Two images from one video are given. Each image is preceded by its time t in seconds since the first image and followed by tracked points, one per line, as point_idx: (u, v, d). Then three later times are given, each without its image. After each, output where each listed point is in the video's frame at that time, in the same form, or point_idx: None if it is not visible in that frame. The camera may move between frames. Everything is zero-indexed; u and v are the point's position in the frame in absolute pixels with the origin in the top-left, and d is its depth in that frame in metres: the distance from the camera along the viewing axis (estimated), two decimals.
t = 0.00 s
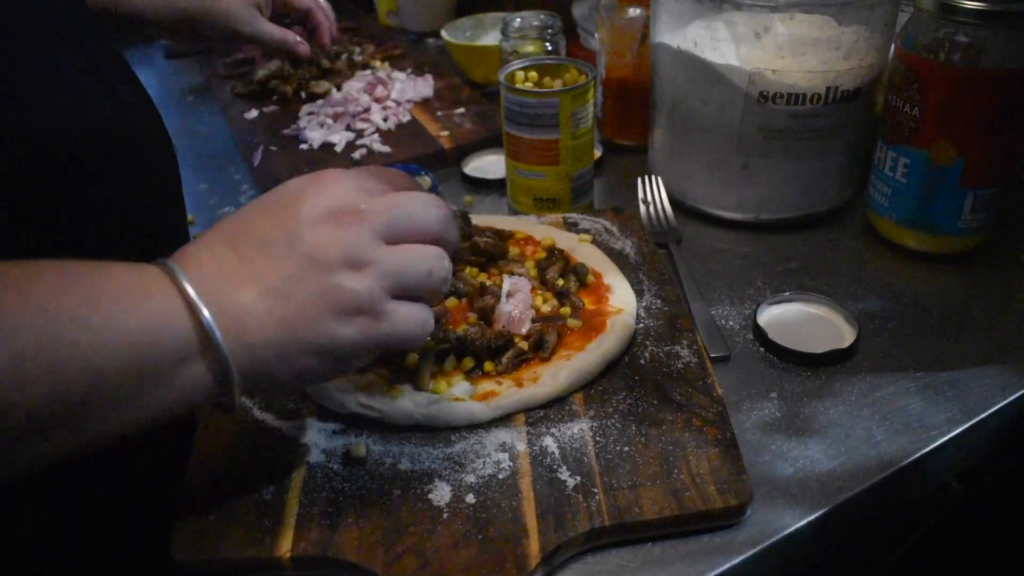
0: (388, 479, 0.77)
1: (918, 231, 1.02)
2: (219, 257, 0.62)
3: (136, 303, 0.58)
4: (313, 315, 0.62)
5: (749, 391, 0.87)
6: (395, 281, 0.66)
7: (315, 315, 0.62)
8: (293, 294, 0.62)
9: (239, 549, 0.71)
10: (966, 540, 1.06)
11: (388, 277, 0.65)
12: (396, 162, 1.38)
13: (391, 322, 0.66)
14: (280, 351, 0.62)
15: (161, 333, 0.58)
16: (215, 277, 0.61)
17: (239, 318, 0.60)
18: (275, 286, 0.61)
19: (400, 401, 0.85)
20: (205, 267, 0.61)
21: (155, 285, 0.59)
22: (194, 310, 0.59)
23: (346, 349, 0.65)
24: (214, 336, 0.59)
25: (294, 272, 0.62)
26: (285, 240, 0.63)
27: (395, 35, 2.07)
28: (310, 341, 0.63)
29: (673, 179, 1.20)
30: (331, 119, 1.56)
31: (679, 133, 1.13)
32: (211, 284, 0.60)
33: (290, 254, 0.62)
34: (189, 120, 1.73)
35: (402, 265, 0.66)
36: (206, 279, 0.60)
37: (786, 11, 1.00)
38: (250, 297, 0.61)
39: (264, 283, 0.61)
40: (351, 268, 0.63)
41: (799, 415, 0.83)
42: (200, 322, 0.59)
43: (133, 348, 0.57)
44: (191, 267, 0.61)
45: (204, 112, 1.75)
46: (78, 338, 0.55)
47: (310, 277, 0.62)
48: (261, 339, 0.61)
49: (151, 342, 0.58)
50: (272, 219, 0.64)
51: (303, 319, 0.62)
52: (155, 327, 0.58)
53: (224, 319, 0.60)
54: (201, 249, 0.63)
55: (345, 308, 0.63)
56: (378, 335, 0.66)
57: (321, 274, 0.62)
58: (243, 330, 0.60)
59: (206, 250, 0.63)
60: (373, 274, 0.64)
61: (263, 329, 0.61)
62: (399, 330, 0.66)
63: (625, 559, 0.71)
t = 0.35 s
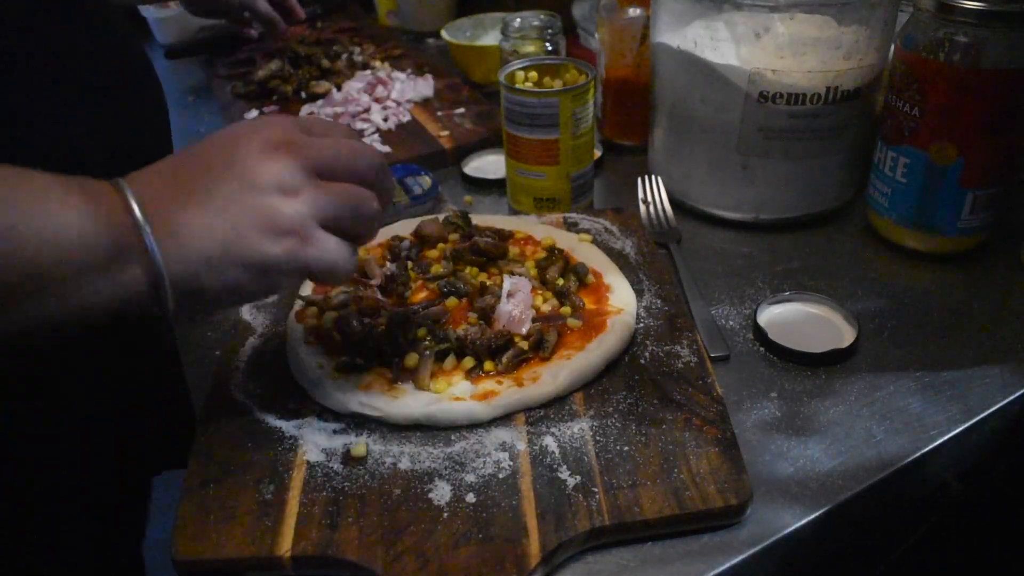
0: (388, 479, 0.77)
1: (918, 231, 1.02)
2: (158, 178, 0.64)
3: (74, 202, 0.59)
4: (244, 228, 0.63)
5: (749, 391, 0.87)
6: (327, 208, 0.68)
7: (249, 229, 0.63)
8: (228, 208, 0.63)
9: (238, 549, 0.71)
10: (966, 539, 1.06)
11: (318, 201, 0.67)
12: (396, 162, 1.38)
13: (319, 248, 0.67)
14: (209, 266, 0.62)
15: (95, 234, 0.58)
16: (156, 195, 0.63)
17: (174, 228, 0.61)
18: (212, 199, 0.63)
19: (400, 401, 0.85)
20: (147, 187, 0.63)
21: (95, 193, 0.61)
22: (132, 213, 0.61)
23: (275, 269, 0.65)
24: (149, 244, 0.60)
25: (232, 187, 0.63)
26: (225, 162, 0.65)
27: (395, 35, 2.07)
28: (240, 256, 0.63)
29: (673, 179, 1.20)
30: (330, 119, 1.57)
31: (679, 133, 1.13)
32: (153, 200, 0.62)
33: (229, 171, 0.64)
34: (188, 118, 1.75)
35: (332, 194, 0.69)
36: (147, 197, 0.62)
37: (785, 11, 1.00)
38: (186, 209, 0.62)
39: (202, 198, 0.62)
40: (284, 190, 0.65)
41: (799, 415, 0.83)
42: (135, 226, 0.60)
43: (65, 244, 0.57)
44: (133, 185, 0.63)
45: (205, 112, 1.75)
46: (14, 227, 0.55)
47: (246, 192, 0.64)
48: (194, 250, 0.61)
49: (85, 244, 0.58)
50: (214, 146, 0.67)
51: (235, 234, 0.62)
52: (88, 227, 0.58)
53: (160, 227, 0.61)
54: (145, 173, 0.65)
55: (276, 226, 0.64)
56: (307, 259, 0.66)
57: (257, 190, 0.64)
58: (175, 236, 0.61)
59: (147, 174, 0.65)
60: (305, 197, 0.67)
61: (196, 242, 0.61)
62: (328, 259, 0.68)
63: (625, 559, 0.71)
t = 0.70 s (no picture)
0: (388, 478, 0.77)
1: (917, 231, 1.02)
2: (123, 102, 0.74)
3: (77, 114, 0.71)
4: (205, 142, 0.75)
5: (749, 391, 0.87)
6: (275, 129, 0.81)
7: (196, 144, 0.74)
8: (179, 126, 0.74)
9: (238, 549, 0.71)
10: (965, 540, 1.06)
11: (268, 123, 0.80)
12: (396, 161, 1.39)
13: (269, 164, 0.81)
14: (173, 178, 0.73)
15: (82, 144, 0.69)
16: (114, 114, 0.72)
17: (132, 142, 0.71)
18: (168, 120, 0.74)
19: (401, 401, 0.85)
20: (112, 108, 0.73)
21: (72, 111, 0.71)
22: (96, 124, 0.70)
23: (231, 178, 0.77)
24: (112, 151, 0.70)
25: (191, 110, 0.75)
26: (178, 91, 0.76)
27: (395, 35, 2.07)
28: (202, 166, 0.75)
29: (673, 179, 1.20)
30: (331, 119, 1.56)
31: (679, 133, 1.14)
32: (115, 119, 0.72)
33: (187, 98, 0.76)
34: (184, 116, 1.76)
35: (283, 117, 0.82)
36: (114, 118, 0.72)
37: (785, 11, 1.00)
38: (148, 127, 0.73)
39: (165, 118, 0.74)
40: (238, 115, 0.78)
41: (799, 415, 0.83)
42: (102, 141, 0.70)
43: (67, 158, 0.69)
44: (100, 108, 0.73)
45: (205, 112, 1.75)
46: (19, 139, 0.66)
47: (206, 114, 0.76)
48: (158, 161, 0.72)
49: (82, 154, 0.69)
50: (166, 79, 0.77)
51: (193, 147, 0.74)
52: (80, 136, 0.69)
53: (122, 140, 0.71)
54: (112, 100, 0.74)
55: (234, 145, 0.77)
56: (260, 172, 0.80)
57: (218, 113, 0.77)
58: (135, 148, 0.71)
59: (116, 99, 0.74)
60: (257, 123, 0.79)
61: (156, 156, 0.72)
62: (275, 173, 0.81)
63: (625, 559, 0.71)
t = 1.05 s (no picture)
0: (388, 478, 0.77)
1: (917, 231, 1.02)
2: (77, 111, 0.75)
3: (25, 123, 0.72)
4: (154, 160, 0.75)
5: (749, 391, 0.87)
6: (230, 150, 0.80)
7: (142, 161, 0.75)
8: (128, 142, 0.74)
9: (237, 549, 0.72)
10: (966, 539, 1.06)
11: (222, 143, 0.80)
12: (396, 162, 1.39)
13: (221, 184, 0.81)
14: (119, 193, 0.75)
15: (25, 156, 0.71)
16: (65, 125, 0.73)
17: (81, 156, 0.73)
18: (118, 135, 0.74)
19: (401, 401, 0.85)
20: (67, 116, 0.74)
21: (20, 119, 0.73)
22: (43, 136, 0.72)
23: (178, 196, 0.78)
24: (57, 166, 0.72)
25: (141, 126, 0.75)
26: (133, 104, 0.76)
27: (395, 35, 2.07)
28: (147, 184, 0.76)
29: (674, 179, 1.20)
30: (331, 119, 1.57)
31: (680, 133, 1.14)
32: (66, 130, 0.73)
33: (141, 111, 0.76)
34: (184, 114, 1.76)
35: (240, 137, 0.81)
36: (66, 128, 0.73)
37: (786, 11, 1.01)
38: (97, 142, 0.74)
39: (116, 133, 0.74)
40: (191, 133, 0.78)
41: (799, 415, 0.83)
42: (47, 153, 0.72)
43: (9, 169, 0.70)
44: (56, 116, 0.74)
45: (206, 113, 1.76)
46: None
47: (158, 131, 0.76)
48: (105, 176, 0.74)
49: (25, 165, 0.71)
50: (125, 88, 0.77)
51: (141, 167, 0.75)
52: (25, 148, 0.71)
53: (70, 152, 0.73)
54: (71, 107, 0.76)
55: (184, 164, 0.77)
56: (209, 192, 0.80)
57: (169, 130, 0.76)
58: (80, 163, 0.73)
59: (74, 106, 0.75)
60: (211, 142, 0.79)
61: (102, 172, 0.74)
62: (226, 193, 0.81)
63: (626, 558, 0.71)
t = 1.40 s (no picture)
0: (388, 478, 0.77)
1: (917, 231, 1.02)
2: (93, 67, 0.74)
3: (39, 84, 0.71)
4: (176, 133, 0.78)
5: (749, 391, 0.87)
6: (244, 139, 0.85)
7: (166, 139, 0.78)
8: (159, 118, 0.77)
9: (237, 549, 0.71)
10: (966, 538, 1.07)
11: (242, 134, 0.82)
12: (396, 162, 1.39)
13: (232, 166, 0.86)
14: (145, 160, 0.77)
15: (48, 119, 0.70)
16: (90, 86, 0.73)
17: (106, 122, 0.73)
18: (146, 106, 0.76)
19: (402, 401, 0.85)
20: (88, 74, 0.74)
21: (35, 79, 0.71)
22: (68, 101, 0.72)
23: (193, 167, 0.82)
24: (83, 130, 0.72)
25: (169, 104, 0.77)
26: (156, 72, 0.77)
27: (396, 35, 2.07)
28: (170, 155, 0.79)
29: (674, 179, 1.20)
30: (331, 119, 1.57)
31: (680, 133, 1.14)
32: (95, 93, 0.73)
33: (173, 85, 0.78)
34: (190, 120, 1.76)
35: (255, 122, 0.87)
36: (92, 91, 0.73)
37: (786, 11, 1.00)
38: (126, 109, 0.74)
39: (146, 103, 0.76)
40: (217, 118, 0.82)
41: (799, 415, 0.83)
42: (72, 117, 0.72)
43: (30, 135, 0.69)
44: (72, 74, 0.73)
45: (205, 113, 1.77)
46: None
47: (186, 110, 0.79)
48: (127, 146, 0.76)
49: (47, 130, 0.70)
50: (140, 51, 0.77)
51: (163, 168, 0.79)
52: (47, 110, 0.70)
53: (96, 118, 0.73)
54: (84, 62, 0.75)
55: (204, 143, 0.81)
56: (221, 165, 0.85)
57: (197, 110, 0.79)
58: (108, 129, 0.74)
59: (88, 62, 0.75)
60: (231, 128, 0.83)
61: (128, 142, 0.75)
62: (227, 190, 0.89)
63: (625, 559, 0.71)
